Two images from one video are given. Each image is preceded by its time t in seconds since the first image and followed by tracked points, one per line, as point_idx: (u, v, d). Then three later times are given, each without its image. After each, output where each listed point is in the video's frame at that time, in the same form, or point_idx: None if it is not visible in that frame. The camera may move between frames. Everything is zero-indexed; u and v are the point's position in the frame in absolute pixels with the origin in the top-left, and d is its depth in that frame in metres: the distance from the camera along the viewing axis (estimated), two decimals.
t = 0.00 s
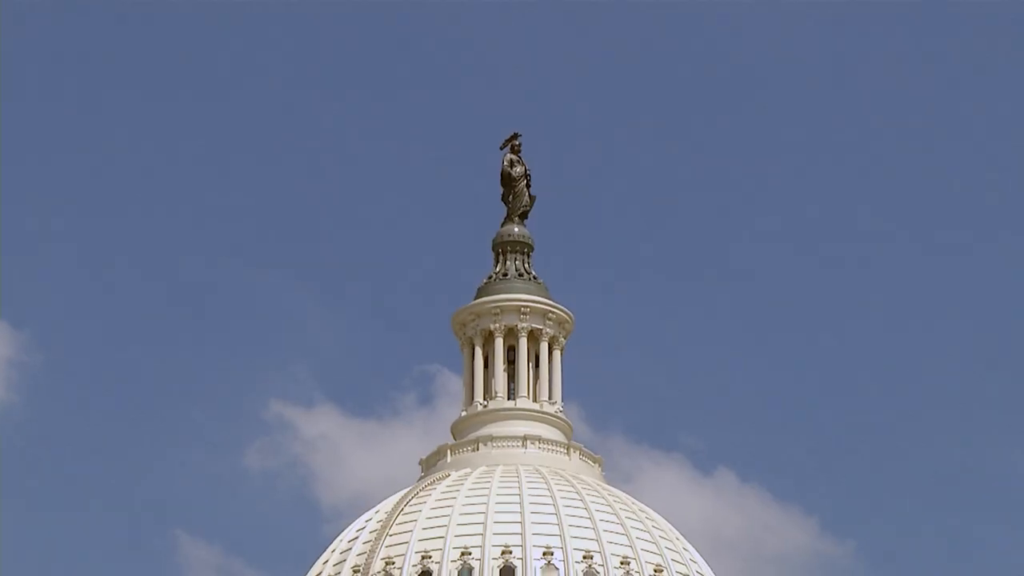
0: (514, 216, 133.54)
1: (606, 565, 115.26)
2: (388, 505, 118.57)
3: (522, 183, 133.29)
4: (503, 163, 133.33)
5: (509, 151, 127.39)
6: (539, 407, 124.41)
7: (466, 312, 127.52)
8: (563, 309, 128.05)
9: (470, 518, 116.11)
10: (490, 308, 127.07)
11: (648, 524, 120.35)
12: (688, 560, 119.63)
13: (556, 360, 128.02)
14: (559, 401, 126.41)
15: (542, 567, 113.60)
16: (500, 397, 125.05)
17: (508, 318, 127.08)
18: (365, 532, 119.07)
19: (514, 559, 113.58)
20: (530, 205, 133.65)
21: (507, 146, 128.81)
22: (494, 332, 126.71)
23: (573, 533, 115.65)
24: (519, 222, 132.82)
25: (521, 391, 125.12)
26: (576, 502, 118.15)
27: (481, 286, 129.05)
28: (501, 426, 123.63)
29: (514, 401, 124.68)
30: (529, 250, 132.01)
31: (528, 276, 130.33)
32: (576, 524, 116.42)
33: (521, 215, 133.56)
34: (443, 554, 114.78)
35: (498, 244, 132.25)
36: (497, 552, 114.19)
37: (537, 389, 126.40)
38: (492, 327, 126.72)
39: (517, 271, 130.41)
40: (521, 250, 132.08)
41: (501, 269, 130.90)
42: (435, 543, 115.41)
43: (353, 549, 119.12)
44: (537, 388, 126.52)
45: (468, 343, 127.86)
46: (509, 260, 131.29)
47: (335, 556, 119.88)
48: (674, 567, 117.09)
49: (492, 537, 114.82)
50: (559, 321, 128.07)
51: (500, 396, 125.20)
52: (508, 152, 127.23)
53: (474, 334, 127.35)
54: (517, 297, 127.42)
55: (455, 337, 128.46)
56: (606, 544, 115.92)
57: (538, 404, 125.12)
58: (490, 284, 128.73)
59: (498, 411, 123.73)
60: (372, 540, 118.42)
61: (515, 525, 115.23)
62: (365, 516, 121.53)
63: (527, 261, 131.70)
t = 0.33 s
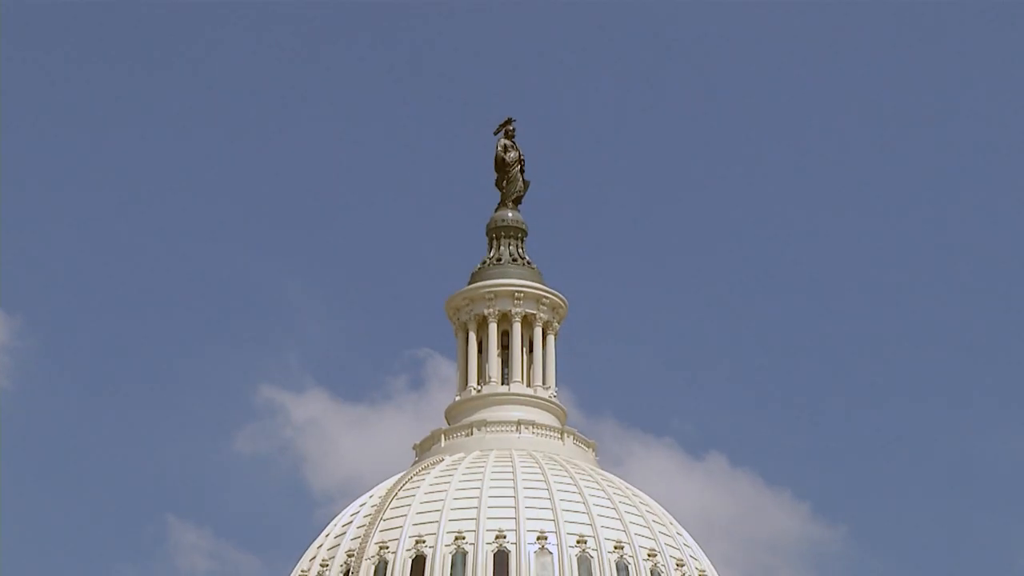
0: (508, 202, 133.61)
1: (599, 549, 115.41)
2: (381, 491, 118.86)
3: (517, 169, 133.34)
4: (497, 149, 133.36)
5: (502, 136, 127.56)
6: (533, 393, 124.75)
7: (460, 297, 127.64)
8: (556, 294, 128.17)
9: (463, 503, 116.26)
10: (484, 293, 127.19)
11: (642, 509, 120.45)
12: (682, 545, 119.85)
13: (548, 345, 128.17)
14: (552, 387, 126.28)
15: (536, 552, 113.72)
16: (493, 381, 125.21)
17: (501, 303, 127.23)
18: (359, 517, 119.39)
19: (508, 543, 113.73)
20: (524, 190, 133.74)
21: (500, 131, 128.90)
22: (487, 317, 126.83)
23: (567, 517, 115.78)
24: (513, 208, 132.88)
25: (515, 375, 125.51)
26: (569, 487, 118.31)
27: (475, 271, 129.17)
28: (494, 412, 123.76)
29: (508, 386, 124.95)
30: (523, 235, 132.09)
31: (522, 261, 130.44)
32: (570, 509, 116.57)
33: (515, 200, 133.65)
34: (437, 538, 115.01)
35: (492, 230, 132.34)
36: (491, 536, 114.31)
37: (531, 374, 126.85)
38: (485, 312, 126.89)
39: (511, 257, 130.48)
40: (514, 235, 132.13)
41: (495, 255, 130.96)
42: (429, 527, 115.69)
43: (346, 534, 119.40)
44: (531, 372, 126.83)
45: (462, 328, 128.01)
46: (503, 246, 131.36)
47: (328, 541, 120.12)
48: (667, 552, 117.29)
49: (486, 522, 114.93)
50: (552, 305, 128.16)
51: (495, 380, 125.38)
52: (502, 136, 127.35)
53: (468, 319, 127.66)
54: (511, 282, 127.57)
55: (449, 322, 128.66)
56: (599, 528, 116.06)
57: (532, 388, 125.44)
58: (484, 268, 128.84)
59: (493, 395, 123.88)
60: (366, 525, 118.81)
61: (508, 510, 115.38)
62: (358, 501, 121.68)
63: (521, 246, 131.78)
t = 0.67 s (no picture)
0: (505, 171, 133.73)
1: (596, 518, 115.85)
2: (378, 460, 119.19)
3: (513, 138, 133.45)
4: (494, 118, 133.38)
5: (499, 106, 127.60)
6: (530, 362, 125.16)
7: (457, 267, 127.75)
8: (554, 264, 128.37)
9: (461, 472, 116.64)
10: (481, 263, 127.35)
11: (639, 478, 120.74)
12: (678, 515, 120.27)
13: (546, 317, 128.25)
14: (547, 356, 127.08)
15: (533, 521, 114.32)
16: (490, 351, 125.73)
17: (499, 273, 127.42)
18: (356, 486, 119.78)
19: (505, 512, 114.21)
20: (520, 160, 133.90)
21: (498, 100, 128.91)
22: (485, 288, 127.08)
23: (564, 487, 116.17)
24: (510, 177, 133.03)
25: (512, 345, 126.07)
26: (566, 456, 118.64)
27: (472, 241, 129.25)
28: (491, 381, 123.97)
29: (505, 356, 125.49)
30: (520, 205, 132.23)
31: (519, 231, 130.61)
32: (567, 479, 116.94)
33: (512, 169, 133.75)
34: (435, 507, 115.44)
35: (489, 199, 132.46)
36: (488, 505, 114.72)
37: (528, 344, 127.14)
38: (483, 282, 127.12)
39: (508, 227, 130.63)
40: (511, 205, 132.27)
41: (492, 225, 131.03)
42: (426, 496, 116.10)
43: (343, 502, 119.80)
44: (528, 342, 127.31)
45: (458, 297, 128.16)
46: (500, 215, 131.46)
47: (325, 510, 120.48)
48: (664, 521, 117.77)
49: (483, 491, 115.30)
50: (550, 276, 128.37)
51: (492, 350, 125.94)
52: (499, 106, 127.42)
53: (465, 289, 127.67)
54: (508, 252, 127.70)
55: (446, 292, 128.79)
56: (596, 498, 116.45)
57: (529, 358, 125.95)
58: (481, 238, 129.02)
59: (491, 364, 124.12)
60: (363, 493, 119.19)
61: (506, 479, 115.76)
62: (356, 470, 121.97)
63: (517, 216, 131.85)
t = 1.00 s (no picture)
0: (502, 129, 133.62)
1: (592, 477, 116.01)
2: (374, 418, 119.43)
3: (510, 97, 133.36)
4: (490, 76, 133.16)
5: (495, 64, 127.40)
6: (526, 320, 125.46)
7: (454, 226, 127.82)
8: (550, 223, 128.24)
9: (456, 432, 116.86)
10: (477, 222, 127.32)
11: (635, 436, 120.90)
12: (674, 473, 120.51)
13: (541, 275, 128.35)
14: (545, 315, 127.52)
15: (529, 479, 114.47)
16: (486, 309, 125.92)
17: (495, 232, 127.41)
18: (353, 444, 120.02)
19: (501, 471, 114.36)
20: (517, 118, 133.77)
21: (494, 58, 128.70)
22: (481, 246, 127.06)
23: (560, 446, 116.32)
24: (506, 136, 132.92)
25: (508, 303, 126.18)
26: (562, 416, 118.82)
27: (468, 199, 129.19)
28: (491, 337, 124.46)
29: (502, 314, 125.71)
30: (516, 162, 132.17)
31: (515, 189, 130.54)
32: (563, 438, 117.11)
33: (509, 128, 133.63)
34: (431, 465, 115.63)
35: (485, 157, 132.41)
36: (484, 463, 114.87)
37: (524, 302, 127.26)
38: (479, 241, 127.07)
39: (504, 185, 130.55)
40: (508, 163, 132.20)
41: (488, 183, 130.95)
42: (422, 454, 116.32)
43: (339, 460, 120.09)
44: (524, 301, 127.43)
45: (455, 256, 128.30)
46: (497, 173, 131.38)
47: (322, 468, 120.78)
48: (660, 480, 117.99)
49: (479, 449, 115.48)
50: (546, 234, 128.32)
51: (488, 309, 126.12)
52: (495, 64, 127.26)
53: (461, 248, 127.71)
54: (504, 211, 127.68)
55: (442, 250, 128.88)
56: (592, 456, 116.60)
57: (525, 316, 126.13)
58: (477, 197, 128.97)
59: (488, 322, 124.69)
60: (359, 452, 119.46)
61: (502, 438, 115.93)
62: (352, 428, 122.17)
63: (514, 174, 131.80)
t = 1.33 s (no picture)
0: (501, 83, 133.44)
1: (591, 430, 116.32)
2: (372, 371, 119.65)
3: (509, 50, 133.26)
4: (489, 30, 132.89)
5: (494, 17, 127.09)
6: (525, 274, 125.75)
7: (453, 179, 127.94)
8: (549, 176, 128.30)
9: (455, 385, 117.15)
10: (476, 175, 127.37)
11: (634, 389, 121.16)
12: (673, 426, 120.83)
13: (541, 228, 128.34)
14: (543, 269, 127.39)
15: (528, 432, 114.78)
16: (485, 263, 126.21)
17: (494, 185, 127.36)
18: (352, 397, 120.32)
19: (500, 424, 114.68)
20: (515, 71, 133.59)
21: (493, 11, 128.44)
22: (479, 200, 127.13)
23: (559, 399, 116.61)
24: (505, 89, 132.78)
25: (507, 257, 126.38)
26: (560, 369, 119.06)
27: (466, 152, 129.15)
28: (490, 291, 124.64)
29: (501, 268, 125.98)
30: (516, 115, 132.07)
31: (514, 143, 130.48)
32: (562, 391, 117.40)
33: (508, 81, 133.48)
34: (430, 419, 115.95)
35: (484, 111, 132.32)
36: (483, 417, 115.18)
37: (523, 255, 127.49)
38: (478, 194, 127.15)
39: (503, 138, 130.49)
40: (506, 116, 132.12)
41: (487, 136, 130.87)
42: (421, 408, 116.61)
43: (339, 412, 120.41)
44: (523, 254, 127.69)
45: (454, 209, 128.47)
46: (495, 127, 131.28)
47: (321, 421, 121.04)
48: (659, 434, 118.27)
49: (478, 403, 115.78)
50: (545, 187, 128.35)
51: (487, 262, 126.40)
52: (495, 16, 127.01)
53: (460, 201, 127.99)
54: (503, 164, 127.69)
55: (441, 203, 129.01)
56: (591, 409, 116.85)
57: (524, 270, 126.42)
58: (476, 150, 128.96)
59: (487, 277, 124.97)
60: (358, 405, 119.75)
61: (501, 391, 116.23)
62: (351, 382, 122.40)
63: (513, 127, 131.72)
